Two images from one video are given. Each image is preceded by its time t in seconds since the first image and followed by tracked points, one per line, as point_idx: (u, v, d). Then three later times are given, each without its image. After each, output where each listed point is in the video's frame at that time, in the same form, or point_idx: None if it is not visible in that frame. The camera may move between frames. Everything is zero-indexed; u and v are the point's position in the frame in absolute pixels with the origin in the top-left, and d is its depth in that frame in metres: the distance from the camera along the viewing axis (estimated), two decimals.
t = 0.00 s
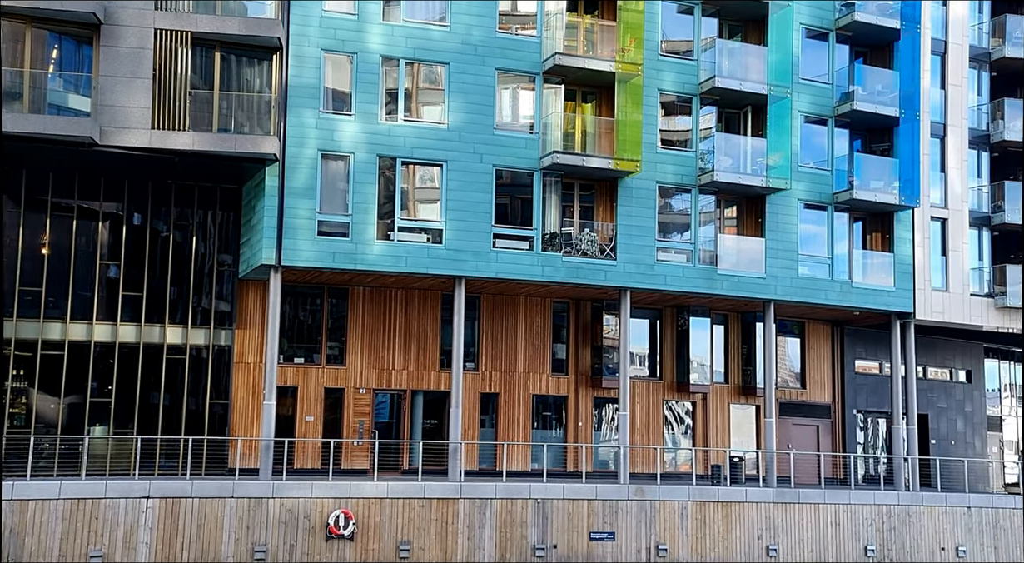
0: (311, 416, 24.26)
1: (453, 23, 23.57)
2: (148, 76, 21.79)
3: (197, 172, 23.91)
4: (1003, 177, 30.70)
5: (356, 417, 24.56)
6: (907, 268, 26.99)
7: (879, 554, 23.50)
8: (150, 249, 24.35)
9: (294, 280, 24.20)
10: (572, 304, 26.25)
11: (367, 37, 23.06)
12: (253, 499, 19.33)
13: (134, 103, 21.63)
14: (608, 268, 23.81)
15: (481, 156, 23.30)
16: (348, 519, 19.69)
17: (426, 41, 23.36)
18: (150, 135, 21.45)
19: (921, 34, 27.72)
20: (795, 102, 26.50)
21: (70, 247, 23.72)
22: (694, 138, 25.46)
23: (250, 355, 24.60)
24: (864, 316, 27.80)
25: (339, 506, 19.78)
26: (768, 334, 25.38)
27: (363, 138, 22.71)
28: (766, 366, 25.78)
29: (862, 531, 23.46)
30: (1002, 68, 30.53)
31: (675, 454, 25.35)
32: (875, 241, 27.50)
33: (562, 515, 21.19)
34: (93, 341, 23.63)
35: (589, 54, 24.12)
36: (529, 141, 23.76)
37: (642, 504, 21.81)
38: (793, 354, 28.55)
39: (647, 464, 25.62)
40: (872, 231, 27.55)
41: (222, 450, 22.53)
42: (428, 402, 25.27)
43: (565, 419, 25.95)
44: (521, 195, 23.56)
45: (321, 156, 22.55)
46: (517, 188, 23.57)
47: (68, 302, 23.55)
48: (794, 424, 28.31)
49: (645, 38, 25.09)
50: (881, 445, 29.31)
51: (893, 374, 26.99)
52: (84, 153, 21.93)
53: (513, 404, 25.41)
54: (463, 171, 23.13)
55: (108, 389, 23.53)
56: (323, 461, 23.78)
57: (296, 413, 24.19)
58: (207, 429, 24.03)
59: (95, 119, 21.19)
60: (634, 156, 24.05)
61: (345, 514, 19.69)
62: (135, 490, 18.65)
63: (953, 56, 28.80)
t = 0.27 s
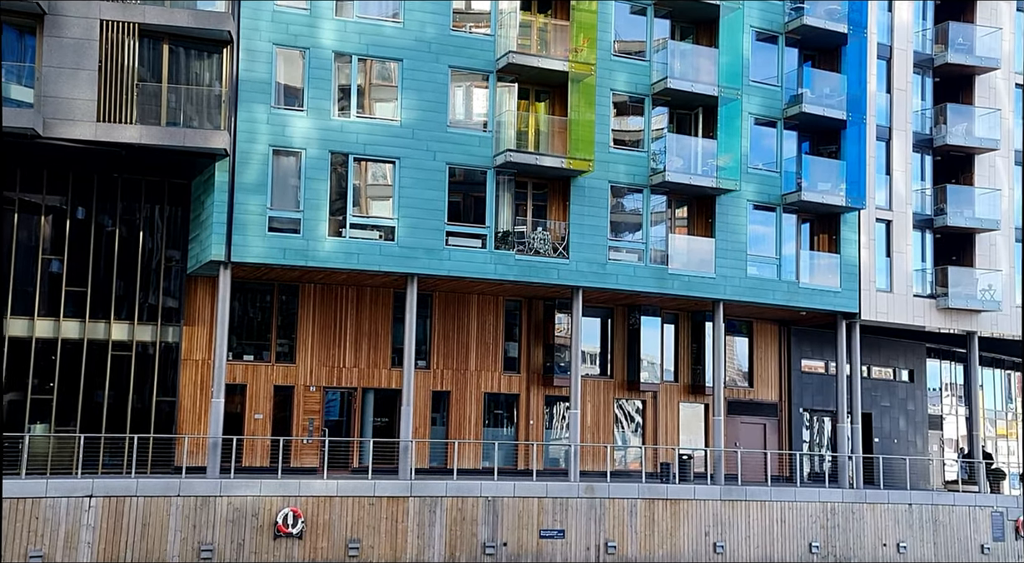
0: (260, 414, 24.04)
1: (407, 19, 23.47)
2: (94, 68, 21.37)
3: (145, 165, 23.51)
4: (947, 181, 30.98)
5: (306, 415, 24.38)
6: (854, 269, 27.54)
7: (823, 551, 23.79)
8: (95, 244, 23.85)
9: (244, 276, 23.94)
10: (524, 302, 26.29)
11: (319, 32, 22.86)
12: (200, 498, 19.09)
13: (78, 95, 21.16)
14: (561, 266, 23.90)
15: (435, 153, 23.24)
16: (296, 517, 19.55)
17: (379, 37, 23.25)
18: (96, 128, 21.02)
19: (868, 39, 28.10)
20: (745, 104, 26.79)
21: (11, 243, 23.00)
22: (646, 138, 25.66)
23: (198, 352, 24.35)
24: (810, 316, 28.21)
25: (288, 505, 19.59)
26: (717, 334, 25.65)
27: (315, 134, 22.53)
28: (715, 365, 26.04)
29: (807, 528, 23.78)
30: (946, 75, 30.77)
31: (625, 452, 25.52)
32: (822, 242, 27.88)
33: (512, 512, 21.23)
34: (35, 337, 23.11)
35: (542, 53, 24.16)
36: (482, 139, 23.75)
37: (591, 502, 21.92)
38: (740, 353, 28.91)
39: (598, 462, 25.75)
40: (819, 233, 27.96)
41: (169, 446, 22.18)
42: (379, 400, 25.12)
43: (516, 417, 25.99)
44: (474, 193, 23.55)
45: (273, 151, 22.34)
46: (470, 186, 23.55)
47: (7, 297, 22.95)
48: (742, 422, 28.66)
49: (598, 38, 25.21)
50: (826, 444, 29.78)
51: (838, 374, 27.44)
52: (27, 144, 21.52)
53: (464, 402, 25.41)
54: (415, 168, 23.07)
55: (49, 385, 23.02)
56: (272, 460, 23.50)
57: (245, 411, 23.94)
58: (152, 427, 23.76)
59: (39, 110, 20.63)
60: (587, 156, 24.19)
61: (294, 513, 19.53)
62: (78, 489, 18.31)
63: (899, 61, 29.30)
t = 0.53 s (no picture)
0: (222, 411, 23.85)
1: (373, 16, 23.37)
2: (53, 60, 21.02)
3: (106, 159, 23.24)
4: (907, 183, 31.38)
5: (269, 412, 24.23)
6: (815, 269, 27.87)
7: (783, 549, 24.07)
8: (53, 239, 23.52)
9: (206, 272, 23.73)
10: (489, 300, 26.26)
11: (284, 27, 22.69)
12: (160, 496, 18.91)
13: (37, 87, 20.79)
14: (526, 265, 23.95)
15: (400, 150, 23.18)
16: (258, 515, 19.44)
17: (344, 33, 23.14)
18: (55, 120, 20.67)
19: (830, 41, 28.40)
20: (709, 105, 26.97)
21: None
22: (612, 138, 25.77)
23: (159, 349, 24.11)
24: (772, 316, 28.47)
25: (250, 502, 19.45)
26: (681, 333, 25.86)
27: (279, 130, 22.36)
28: (678, 363, 26.23)
29: (767, 526, 24.01)
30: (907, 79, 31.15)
31: (589, 450, 25.94)
32: (784, 243, 28.11)
33: (476, 510, 21.25)
34: None
35: (509, 51, 24.14)
36: (448, 136, 23.73)
37: (555, 500, 21.99)
38: (704, 352, 29.05)
39: (562, 460, 25.83)
40: (781, 234, 28.15)
41: (128, 443, 21.99)
42: (343, 398, 25.00)
43: (480, 416, 25.99)
44: (440, 190, 23.51)
45: (237, 147, 22.17)
46: (436, 183, 23.51)
47: None
48: (705, 421, 28.84)
49: (564, 38, 25.28)
50: (787, 442, 30.06)
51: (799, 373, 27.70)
52: None
53: (429, 399, 25.37)
54: (381, 165, 23.00)
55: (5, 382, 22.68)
56: (234, 458, 23.29)
57: (206, 408, 23.75)
58: (111, 423, 23.49)
59: None
60: (553, 154, 24.19)
61: (256, 511, 19.41)
62: (33, 487, 17.90)
63: (861, 64, 29.69)
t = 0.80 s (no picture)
0: (190, 408, 23.68)
1: (345, 12, 23.25)
2: (19, 51, 20.86)
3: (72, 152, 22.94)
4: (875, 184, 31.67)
5: (238, 409, 24.08)
6: (784, 269, 27.93)
7: (750, 547, 24.22)
8: (18, 234, 23.19)
9: (175, 267, 23.50)
10: (461, 297, 26.20)
11: (256, 22, 22.50)
12: (127, 493, 18.74)
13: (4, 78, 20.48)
14: (497, 262, 23.95)
15: (372, 147, 23.09)
16: (226, 513, 19.27)
17: (316, 28, 23.00)
18: (20, 113, 20.33)
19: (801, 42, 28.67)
20: (681, 104, 27.07)
21: None
22: (585, 136, 25.76)
23: (127, 344, 24.00)
24: (742, 315, 28.67)
25: (218, 499, 19.32)
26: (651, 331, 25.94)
27: (250, 125, 22.21)
28: (648, 362, 26.33)
29: (735, 523, 24.17)
30: (876, 81, 31.45)
31: (558, 448, 25.67)
32: (753, 243, 28.12)
33: (445, 508, 21.23)
34: None
35: (481, 48, 24.14)
36: (421, 133, 23.65)
37: (524, 498, 22.01)
38: (673, 351, 29.17)
39: (531, 458, 25.91)
40: (750, 233, 28.14)
41: (94, 440, 21.81)
42: (313, 395, 24.91)
43: (451, 413, 26.00)
44: (411, 187, 23.45)
45: (207, 141, 21.96)
46: (407, 180, 23.46)
47: None
48: (674, 419, 29.03)
49: (537, 36, 25.26)
50: (754, 441, 30.30)
51: (768, 372, 27.89)
52: None
53: (399, 397, 25.33)
54: (353, 161, 22.88)
55: None
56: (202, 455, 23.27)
57: (174, 404, 23.56)
58: (77, 420, 23.22)
59: None
60: (525, 152, 24.28)
61: (224, 508, 19.26)
62: None
63: (831, 65, 29.94)
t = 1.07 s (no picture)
0: (159, 405, 23.51)
1: (318, 8, 23.10)
2: None
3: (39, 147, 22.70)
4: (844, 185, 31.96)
5: (208, 407, 23.90)
6: (755, 268, 28.14)
7: (719, 544, 24.36)
8: None
9: (144, 263, 23.30)
10: (433, 295, 26.12)
11: (227, 17, 22.32)
12: (93, 491, 18.55)
13: None
14: (470, 260, 23.91)
15: (345, 144, 23.00)
16: (195, 510, 19.13)
17: (289, 24, 22.82)
18: None
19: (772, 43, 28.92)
20: (653, 104, 27.17)
21: None
22: (558, 134, 25.75)
23: (94, 340, 23.62)
24: (712, 314, 28.84)
25: (187, 497, 19.18)
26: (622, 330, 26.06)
27: (221, 120, 22.05)
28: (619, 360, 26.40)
29: (704, 521, 24.30)
30: (846, 82, 31.71)
31: (530, 446, 25.89)
32: (724, 242, 28.23)
33: (417, 506, 21.19)
34: None
35: (455, 46, 24.09)
36: (394, 130, 23.58)
37: (496, 495, 22.02)
38: (645, 349, 29.25)
39: (503, 456, 25.91)
40: (722, 233, 28.27)
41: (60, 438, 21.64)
42: (284, 392, 24.80)
43: (422, 411, 25.94)
44: (383, 184, 23.39)
45: (177, 137, 21.77)
46: (379, 177, 23.40)
47: None
48: (645, 417, 29.12)
49: (510, 33, 25.24)
50: (724, 439, 30.46)
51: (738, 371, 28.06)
52: None
53: (370, 395, 25.26)
54: (325, 158, 22.77)
55: None
56: (170, 453, 23.12)
57: (143, 402, 23.38)
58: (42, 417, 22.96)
59: None
60: (498, 150, 24.25)
61: (192, 506, 19.13)
62: None
63: (801, 67, 30.24)
